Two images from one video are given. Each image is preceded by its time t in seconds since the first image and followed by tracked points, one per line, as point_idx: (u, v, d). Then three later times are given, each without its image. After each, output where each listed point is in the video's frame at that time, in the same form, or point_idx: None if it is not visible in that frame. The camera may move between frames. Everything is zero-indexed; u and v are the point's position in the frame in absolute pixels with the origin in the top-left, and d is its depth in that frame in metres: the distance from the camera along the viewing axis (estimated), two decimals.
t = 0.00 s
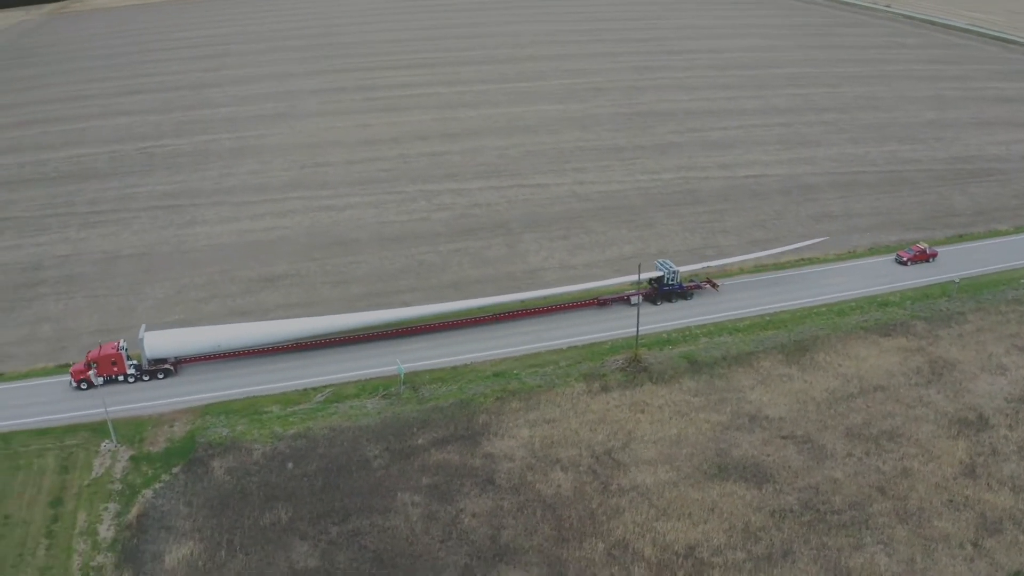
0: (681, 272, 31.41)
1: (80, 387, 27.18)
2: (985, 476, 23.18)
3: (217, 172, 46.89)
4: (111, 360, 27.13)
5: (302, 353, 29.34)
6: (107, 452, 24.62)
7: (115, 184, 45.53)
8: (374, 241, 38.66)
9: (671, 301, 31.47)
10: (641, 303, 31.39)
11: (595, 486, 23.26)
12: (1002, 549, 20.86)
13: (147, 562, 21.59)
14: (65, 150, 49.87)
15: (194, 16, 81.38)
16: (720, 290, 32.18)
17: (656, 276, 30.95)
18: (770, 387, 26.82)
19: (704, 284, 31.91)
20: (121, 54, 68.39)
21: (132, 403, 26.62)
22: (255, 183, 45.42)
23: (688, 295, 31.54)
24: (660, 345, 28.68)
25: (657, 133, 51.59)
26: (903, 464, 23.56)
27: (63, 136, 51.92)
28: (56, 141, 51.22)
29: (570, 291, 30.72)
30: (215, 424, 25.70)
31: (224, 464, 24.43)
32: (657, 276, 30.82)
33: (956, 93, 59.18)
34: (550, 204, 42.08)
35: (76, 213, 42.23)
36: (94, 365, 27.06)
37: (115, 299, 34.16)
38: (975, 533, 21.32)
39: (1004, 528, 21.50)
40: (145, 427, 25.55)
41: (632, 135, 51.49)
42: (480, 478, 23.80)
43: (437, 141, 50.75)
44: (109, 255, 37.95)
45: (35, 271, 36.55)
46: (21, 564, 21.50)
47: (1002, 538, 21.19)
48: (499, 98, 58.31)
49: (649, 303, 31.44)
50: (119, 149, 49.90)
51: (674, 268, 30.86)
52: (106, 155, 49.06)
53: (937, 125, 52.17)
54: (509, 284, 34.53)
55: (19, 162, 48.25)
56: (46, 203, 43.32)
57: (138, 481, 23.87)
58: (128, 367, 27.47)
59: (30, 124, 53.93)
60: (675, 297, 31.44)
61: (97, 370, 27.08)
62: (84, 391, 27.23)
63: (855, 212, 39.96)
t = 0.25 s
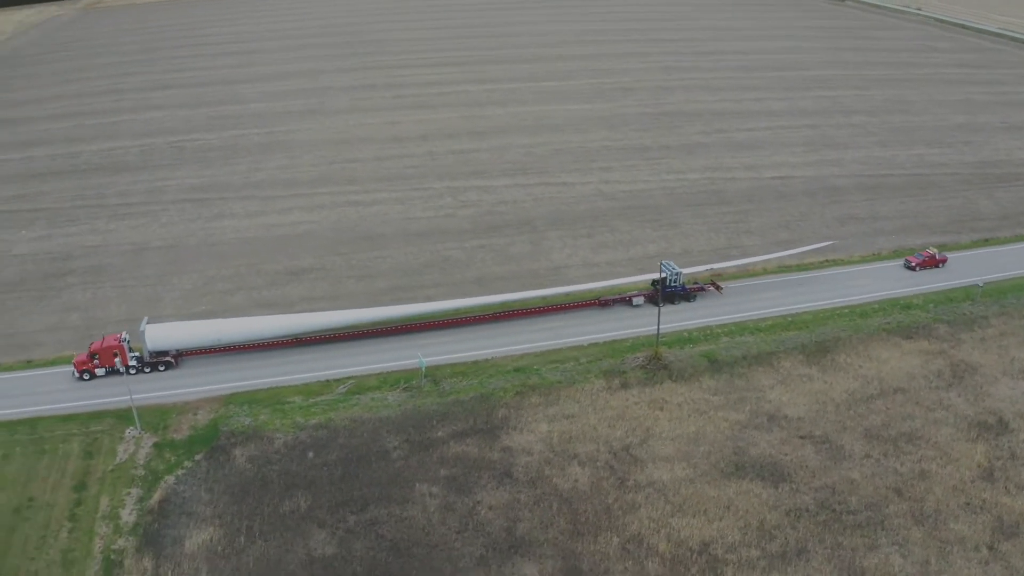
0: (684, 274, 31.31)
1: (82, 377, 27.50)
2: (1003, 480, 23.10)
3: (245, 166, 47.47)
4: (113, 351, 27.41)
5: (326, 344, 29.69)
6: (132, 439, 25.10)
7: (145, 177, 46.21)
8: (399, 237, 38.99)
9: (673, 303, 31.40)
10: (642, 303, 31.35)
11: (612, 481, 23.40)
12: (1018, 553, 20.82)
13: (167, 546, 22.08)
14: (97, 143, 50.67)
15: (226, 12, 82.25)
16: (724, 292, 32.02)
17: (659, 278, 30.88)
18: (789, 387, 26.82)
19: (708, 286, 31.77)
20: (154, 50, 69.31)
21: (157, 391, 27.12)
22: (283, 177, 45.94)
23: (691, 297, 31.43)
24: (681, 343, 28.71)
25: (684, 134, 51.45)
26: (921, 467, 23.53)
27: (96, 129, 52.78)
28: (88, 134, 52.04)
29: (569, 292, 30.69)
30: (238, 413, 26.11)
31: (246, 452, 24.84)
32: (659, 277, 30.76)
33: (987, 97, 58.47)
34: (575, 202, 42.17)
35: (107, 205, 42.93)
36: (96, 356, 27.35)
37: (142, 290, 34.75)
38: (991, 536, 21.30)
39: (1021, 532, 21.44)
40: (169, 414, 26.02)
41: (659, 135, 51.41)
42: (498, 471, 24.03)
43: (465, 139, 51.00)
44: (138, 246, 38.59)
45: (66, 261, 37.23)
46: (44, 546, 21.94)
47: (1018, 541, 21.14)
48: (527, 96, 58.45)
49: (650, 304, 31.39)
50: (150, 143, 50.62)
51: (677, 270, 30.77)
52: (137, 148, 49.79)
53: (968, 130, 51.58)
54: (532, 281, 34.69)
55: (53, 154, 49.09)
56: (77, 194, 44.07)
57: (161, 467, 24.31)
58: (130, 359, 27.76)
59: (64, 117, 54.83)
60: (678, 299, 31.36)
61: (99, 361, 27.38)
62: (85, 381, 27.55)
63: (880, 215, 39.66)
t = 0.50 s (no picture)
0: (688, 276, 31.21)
1: (87, 367, 27.92)
2: (1022, 484, 23.03)
3: (275, 161, 48.01)
4: (116, 343, 27.77)
5: (350, 336, 30.04)
6: (156, 426, 25.55)
7: (176, 170, 46.88)
8: (425, 232, 39.26)
9: (675, 304, 31.30)
10: (644, 305, 31.26)
11: (629, 477, 23.50)
12: None
13: (188, 531, 22.52)
14: (129, 136, 51.44)
15: (258, 9, 83.07)
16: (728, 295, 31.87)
17: (662, 279, 30.88)
18: (810, 388, 26.77)
19: (712, 288, 31.63)
20: (187, 45, 70.17)
21: (182, 380, 27.59)
22: (311, 173, 46.40)
23: (696, 299, 31.30)
24: (703, 342, 28.71)
25: (712, 134, 51.23)
26: (939, 469, 23.49)
27: (128, 123, 53.58)
28: (121, 128, 52.82)
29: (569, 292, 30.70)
30: (261, 403, 26.51)
31: (268, 441, 25.22)
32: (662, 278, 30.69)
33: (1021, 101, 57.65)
34: (601, 201, 42.19)
35: (137, 197, 43.63)
36: (100, 347, 27.74)
37: (171, 280, 35.33)
38: (1008, 540, 21.29)
39: None
40: (193, 403, 26.45)
41: (687, 135, 51.24)
42: (517, 464, 24.22)
43: (493, 137, 51.18)
44: (167, 238, 39.18)
45: (96, 252, 37.91)
46: (67, 529, 22.46)
47: None
48: (555, 95, 58.50)
49: (653, 305, 31.29)
50: (181, 137, 51.32)
51: (680, 271, 30.69)
52: (168, 142, 50.50)
53: (1000, 134, 50.91)
54: (555, 278, 34.80)
55: (85, 147, 49.90)
56: (109, 186, 44.78)
57: (184, 454, 24.76)
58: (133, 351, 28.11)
59: (97, 110, 55.68)
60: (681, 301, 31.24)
61: (103, 352, 27.78)
62: (90, 371, 27.98)
63: (907, 218, 39.29)
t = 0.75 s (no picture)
0: (693, 277, 31.14)
1: (93, 356, 28.40)
2: None
3: (306, 156, 48.54)
4: (122, 333, 28.22)
5: (377, 330, 30.41)
6: (183, 414, 26.04)
7: (208, 164, 47.58)
8: (452, 228, 39.54)
9: (680, 306, 31.23)
10: (648, 305, 31.21)
11: (648, 473, 23.58)
12: None
13: (211, 516, 22.90)
14: (162, 130, 52.25)
15: (292, 6, 83.90)
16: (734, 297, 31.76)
17: (666, 280, 30.84)
18: (833, 389, 26.67)
19: (718, 290, 31.53)
20: (222, 41, 71.06)
21: (209, 369, 28.09)
22: (341, 168, 46.87)
23: (699, 300, 31.23)
24: (727, 342, 28.69)
25: (742, 135, 50.98)
26: (960, 473, 23.33)
27: (163, 117, 54.43)
28: (155, 121, 53.66)
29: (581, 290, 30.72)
30: (287, 393, 26.93)
31: (292, 431, 25.60)
32: (667, 279, 30.65)
33: None
34: (628, 200, 42.19)
35: (170, 190, 44.34)
36: (106, 337, 28.20)
37: (201, 272, 35.92)
38: None
39: None
40: (219, 391, 26.93)
41: (717, 136, 51.04)
42: (537, 458, 24.38)
43: (522, 135, 51.34)
44: (198, 230, 39.81)
45: (128, 242, 38.61)
46: (93, 512, 22.86)
47: None
48: (586, 95, 58.52)
49: (657, 306, 31.23)
50: (214, 131, 52.04)
51: (685, 272, 30.63)
52: (201, 136, 51.23)
53: None
54: (581, 276, 34.90)
55: (119, 140, 50.75)
56: (142, 179, 45.54)
57: (209, 442, 25.20)
58: (139, 341, 28.55)
59: (132, 104, 56.59)
60: (685, 302, 31.16)
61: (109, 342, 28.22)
62: (96, 360, 28.46)
63: (936, 221, 38.90)
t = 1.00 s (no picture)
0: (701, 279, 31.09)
1: (104, 345, 29.02)
2: None
3: (340, 152, 49.10)
4: (132, 323, 28.77)
5: (405, 323, 30.80)
6: (212, 402, 26.61)
7: (243, 158, 48.32)
8: (482, 225, 39.82)
9: (686, 307, 31.20)
10: (655, 306, 31.22)
11: (670, 471, 23.65)
12: None
13: (237, 502, 23.30)
14: (199, 124, 53.12)
15: (327, 3, 84.69)
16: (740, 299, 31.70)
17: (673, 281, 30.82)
18: (858, 392, 26.53)
19: (725, 292, 31.50)
20: (258, 37, 71.98)
21: (238, 359, 28.64)
22: (374, 164, 47.36)
23: (706, 302, 31.17)
24: (753, 342, 28.65)
25: (775, 138, 50.64)
26: (984, 478, 23.12)
27: (200, 111, 55.34)
28: (192, 116, 54.55)
29: (607, 287, 30.85)
30: (314, 383, 27.39)
31: (318, 421, 26.02)
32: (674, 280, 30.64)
33: None
34: (659, 200, 42.14)
35: (205, 182, 45.11)
36: (116, 326, 28.79)
37: (233, 263, 36.56)
38: None
39: None
40: (249, 380, 27.49)
41: (750, 137, 50.77)
42: (560, 453, 24.54)
43: (553, 134, 51.46)
44: (232, 223, 40.48)
45: (163, 234, 39.35)
46: (121, 496, 23.37)
47: None
48: (619, 95, 58.45)
49: (664, 307, 31.22)
50: (250, 126, 52.81)
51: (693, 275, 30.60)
52: (237, 130, 52.03)
53: None
54: (609, 274, 35.00)
55: (156, 133, 51.68)
56: (178, 172, 46.37)
57: (237, 430, 25.71)
58: (148, 331, 29.10)
59: (170, 98, 57.57)
60: (692, 304, 31.11)
61: (119, 331, 28.82)
62: (107, 349, 29.07)
63: (968, 227, 38.44)
